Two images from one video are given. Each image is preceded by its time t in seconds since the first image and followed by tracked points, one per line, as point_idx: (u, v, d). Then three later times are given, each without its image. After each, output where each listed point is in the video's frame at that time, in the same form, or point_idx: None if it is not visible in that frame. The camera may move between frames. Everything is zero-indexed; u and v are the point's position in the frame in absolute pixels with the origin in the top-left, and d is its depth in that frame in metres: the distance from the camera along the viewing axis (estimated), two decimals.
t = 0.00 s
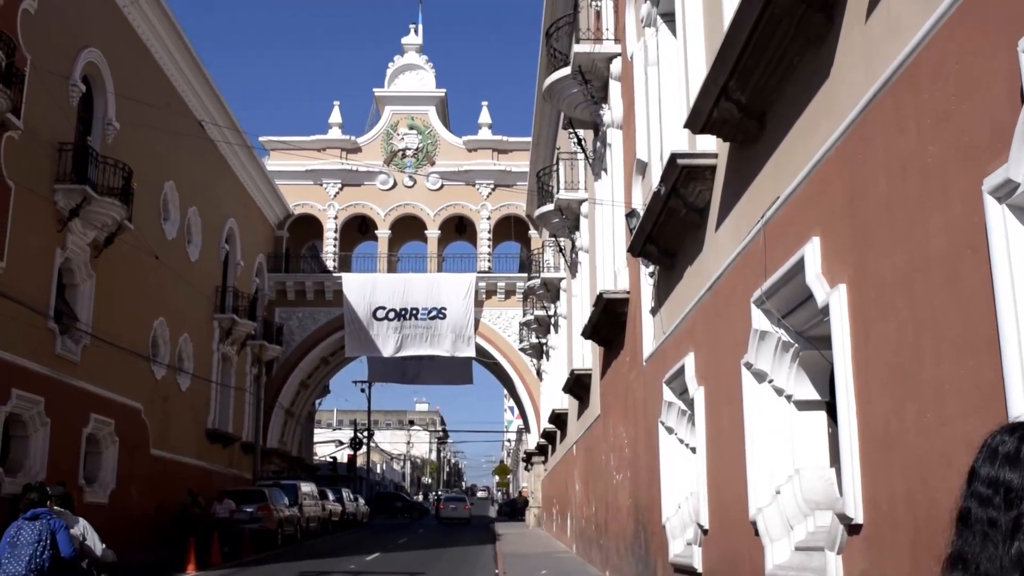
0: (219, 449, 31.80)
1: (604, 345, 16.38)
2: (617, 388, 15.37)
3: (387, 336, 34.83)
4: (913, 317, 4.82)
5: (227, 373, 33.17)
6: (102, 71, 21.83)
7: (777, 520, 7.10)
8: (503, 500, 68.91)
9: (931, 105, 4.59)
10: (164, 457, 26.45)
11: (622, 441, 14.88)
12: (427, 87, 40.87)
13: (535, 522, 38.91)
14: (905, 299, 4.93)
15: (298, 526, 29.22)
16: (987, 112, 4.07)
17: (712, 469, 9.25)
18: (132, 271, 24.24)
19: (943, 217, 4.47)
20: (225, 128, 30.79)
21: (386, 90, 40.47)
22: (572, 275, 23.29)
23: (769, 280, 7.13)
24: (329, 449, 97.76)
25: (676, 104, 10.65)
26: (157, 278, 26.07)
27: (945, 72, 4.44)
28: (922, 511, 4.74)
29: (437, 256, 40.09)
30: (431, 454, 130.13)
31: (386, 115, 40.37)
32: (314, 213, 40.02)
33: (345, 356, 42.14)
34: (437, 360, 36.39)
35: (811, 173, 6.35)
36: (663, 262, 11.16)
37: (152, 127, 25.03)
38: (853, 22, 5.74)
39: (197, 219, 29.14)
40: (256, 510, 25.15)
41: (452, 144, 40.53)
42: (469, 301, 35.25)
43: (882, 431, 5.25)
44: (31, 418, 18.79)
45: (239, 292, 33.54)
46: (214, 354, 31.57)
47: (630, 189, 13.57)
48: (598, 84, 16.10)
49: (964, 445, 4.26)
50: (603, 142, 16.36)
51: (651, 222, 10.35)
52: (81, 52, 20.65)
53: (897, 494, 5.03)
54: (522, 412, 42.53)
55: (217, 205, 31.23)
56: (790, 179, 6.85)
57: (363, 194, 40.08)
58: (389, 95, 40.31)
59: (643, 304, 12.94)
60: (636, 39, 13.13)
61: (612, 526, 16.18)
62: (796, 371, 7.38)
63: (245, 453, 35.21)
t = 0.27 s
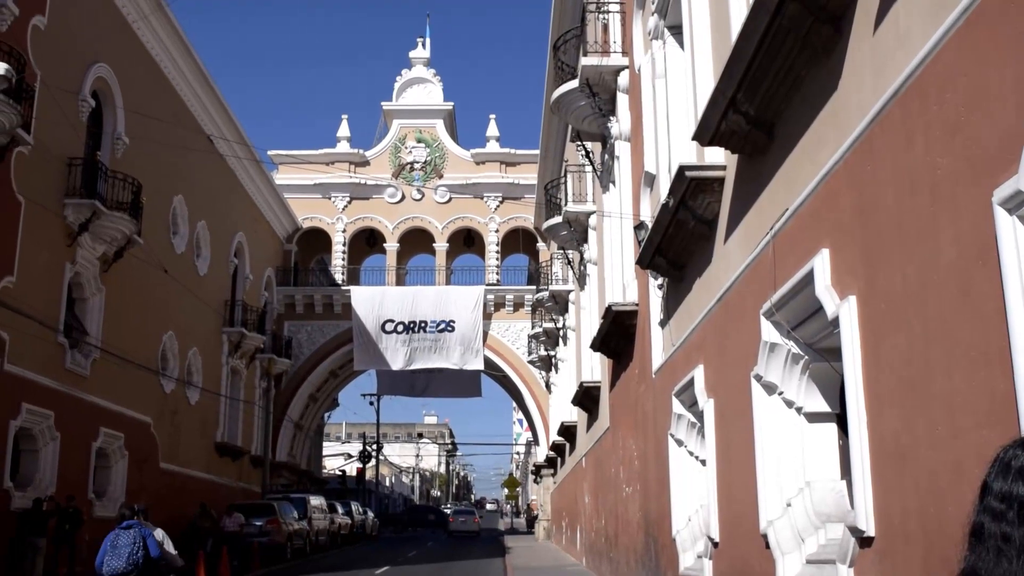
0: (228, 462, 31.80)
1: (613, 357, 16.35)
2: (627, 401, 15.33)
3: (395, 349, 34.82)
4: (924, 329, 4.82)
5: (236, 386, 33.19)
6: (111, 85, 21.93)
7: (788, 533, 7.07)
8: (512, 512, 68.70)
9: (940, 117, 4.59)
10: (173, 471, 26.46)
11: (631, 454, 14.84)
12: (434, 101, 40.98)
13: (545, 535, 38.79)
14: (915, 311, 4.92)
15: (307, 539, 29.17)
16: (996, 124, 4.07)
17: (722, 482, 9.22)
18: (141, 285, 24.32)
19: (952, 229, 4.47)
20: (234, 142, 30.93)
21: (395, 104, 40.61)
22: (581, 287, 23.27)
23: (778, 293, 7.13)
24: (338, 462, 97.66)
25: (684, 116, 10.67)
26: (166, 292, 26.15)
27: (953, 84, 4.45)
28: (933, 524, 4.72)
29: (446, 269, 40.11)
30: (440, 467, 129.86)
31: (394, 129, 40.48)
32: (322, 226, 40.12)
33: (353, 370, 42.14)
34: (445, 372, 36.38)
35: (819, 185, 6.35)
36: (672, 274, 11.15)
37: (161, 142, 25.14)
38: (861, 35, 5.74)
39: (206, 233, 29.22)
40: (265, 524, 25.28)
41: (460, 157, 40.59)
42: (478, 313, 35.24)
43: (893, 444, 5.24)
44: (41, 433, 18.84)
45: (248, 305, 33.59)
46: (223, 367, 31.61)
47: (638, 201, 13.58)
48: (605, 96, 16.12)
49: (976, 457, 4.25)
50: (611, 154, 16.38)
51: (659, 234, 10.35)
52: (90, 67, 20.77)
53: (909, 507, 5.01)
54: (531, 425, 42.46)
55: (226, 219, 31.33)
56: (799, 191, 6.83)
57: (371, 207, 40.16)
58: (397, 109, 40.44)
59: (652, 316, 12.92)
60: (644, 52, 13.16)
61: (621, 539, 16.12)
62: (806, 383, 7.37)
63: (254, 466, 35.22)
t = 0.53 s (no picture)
0: (242, 472, 31.85)
1: (627, 367, 16.31)
2: (641, 411, 15.29)
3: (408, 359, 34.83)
4: (940, 338, 4.79)
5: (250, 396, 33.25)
6: (125, 96, 22.05)
7: (804, 543, 7.04)
8: (526, 521, 68.52)
9: (956, 124, 4.56)
10: (188, 481, 26.52)
11: (645, 463, 14.80)
12: (447, 111, 41.06)
13: (559, 545, 38.68)
14: (931, 319, 4.90)
15: (322, 549, 29.14)
16: (1011, 130, 4.04)
17: (737, 492, 9.19)
18: (156, 295, 24.43)
19: (969, 237, 4.44)
20: (247, 153, 31.09)
21: (407, 114, 40.71)
22: (595, 297, 23.24)
23: (793, 301, 7.12)
24: (352, 472, 97.77)
25: (697, 125, 10.66)
26: (180, 302, 26.24)
27: (969, 91, 4.43)
28: (951, 534, 4.69)
29: (459, 278, 40.13)
30: (454, 477, 129.74)
31: (407, 139, 40.56)
32: (336, 236, 40.26)
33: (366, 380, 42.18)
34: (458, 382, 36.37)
35: (833, 194, 6.34)
36: (686, 283, 11.13)
37: (175, 153, 25.27)
38: (874, 42, 5.73)
39: (220, 243, 29.34)
40: (279, 534, 25.30)
41: (472, 167, 40.64)
42: (491, 323, 35.24)
43: (910, 453, 5.21)
44: (57, 443, 18.93)
45: (261, 315, 33.69)
46: (237, 377, 31.66)
47: (652, 210, 13.56)
48: (618, 105, 16.13)
49: (995, 467, 4.21)
50: (624, 163, 16.38)
51: (673, 243, 10.34)
52: (104, 79, 20.90)
53: (926, 517, 4.98)
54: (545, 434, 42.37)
55: (239, 229, 31.43)
56: (813, 199, 6.82)
57: (384, 217, 40.25)
58: (410, 118, 40.53)
59: (666, 325, 12.89)
60: (656, 61, 13.17)
61: (636, 548, 16.05)
62: (822, 392, 7.34)
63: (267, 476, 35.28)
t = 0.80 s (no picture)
0: (253, 487, 31.86)
1: (639, 382, 16.27)
2: (653, 426, 15.23)
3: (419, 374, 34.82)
4: (955, 355, 4.77)
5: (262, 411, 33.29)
6: (139, 112, 22.20)
7: (817, 561, 6.99)
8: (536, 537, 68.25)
9: (970, 141, 4.55)
10: (199, 496, 26.53)
11: (657, 479, 14.73)
12: (459, 126, 41.16)
13: (570, 561, 38.54)
14: (945, 335, 4.88)
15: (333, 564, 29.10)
16: None
17: (749, 508, 9.14)
18: (168, 311, 24.53)
19: (983, 253, 4.42)
20: (260, 168, 31.24)
21: (419, 129, 40.82)
22: (606, 312, 23.21)
23: (805, 318, 7.11)
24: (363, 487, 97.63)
25: (709, 141, 10.66)
26: (192, 317, 26.32)
27: (983, 107, 4.42)
28: (967, 551, 4.65)
29: (470, 293, 40.14)
30: (464, 492, 129.38)
31: (418, 154, 40.67)
32: (348, 251, 40.36)
33: (378, 395, 42.20)
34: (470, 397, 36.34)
35: (846, 211, 6.33)
36: (698, 299, 11.11)
37: (188, 169, 25.41)
38: (887, 59, 5.74)
39: (232, 258, 29.45)
40: (290, 549, 25.29)
41: (484, 182, 40.69)
42: (502, 338, 35.23)
43: (924, 470, 5.17)
44: (69, 457, 18.99)
45: (273, 330, 33.74)
46: (249, 391, 31.71)
47: (663, 225, 13.56)
48: (630, 121, 16.16)
49: (1011, 485, 4.18)
50: (636, 179, 16.39)
51: (685, 259, 10.33)
52: (118, 95, 21.04)
53: (941, 534, 4.95)
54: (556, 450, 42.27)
55: (251, 244, 31.54)
56: (825, 215, 6.81)
57: (396, 232, 40.34)
58: (422, 134, 40.65)
59: (678, 341, 12.87)
60: (667, 77, 13.20)
61: (647, 564, 15.98)
62: (834, 409, 7.28)
63: (279, 491, 35.31)
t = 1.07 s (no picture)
0: (266, 501, 31.86)
1: (651, 396, 16.22)
2: (666, 440, 15.17)
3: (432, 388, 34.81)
4: (970, 368, 4.74)
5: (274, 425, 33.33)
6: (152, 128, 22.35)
7: None
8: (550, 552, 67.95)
9: (984, 154, 4.54)
10: (212, 511, 26.53)
11: (671, 493, 14.66)
12: (470, 141, 41.26)
13: None
14: (960, 349, 4.85)
15: None
16: None
17: (764, 523, 9.09)
18: (181, 326, 24.61)
19: (998, 265, 4.40)
20: (272, 184, 31.40)
21: (430, 143, 40.93)
22: (618, 325, 23.18)
23: (820, 331, 7.06)
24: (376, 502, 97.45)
25: (720, 155, 10.67)
26: (205, 332, 26.40)
27: (996, 120, 4.40)
28: (984, 567, 4.61)
29: (483, 307, 40.14)
30: (477, 506, 128.99)
31: (430, 169, 40.79)
32: (360, 266, 40.48)
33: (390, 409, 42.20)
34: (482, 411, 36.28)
35: (859, 224, 6.31)
36: (711, 312, 11.09)
37: (201, 184, 25.54)
38: (898, 72, 5.74)
39: (245, 273, 29.56)
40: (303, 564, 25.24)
41: (496, 196, 40.74)
42: (515, 351, 35.20)
43: (941, 484, 5.13)
44: (82, 472, 19.03)
45: (286, 344, 33.80)
46: (262, 406, 31.76)
47: (675, 239, 13.56)
48: (641, 135, 16.17)
49: None
50: (648, 193, 16.41)
51: (697, 272, 10.32)
52: (132, 112, 21.19)
53: (958, 547, 4.91)
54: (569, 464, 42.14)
55: (264, 259, 31.65)
56: (838, 229, 6.81)
57: (408, 246, 40.42)
58: (433, 149, 40.76)
59: (691, 354, 12.84)
60: (679, 91, 13.23)
61: None
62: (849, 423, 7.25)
63: (292, 506, 35.30)
